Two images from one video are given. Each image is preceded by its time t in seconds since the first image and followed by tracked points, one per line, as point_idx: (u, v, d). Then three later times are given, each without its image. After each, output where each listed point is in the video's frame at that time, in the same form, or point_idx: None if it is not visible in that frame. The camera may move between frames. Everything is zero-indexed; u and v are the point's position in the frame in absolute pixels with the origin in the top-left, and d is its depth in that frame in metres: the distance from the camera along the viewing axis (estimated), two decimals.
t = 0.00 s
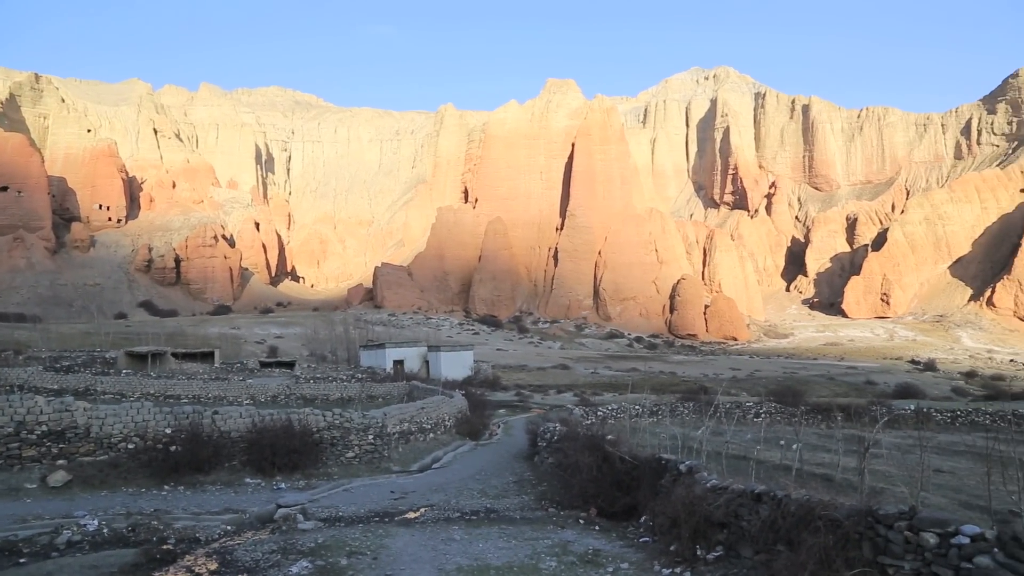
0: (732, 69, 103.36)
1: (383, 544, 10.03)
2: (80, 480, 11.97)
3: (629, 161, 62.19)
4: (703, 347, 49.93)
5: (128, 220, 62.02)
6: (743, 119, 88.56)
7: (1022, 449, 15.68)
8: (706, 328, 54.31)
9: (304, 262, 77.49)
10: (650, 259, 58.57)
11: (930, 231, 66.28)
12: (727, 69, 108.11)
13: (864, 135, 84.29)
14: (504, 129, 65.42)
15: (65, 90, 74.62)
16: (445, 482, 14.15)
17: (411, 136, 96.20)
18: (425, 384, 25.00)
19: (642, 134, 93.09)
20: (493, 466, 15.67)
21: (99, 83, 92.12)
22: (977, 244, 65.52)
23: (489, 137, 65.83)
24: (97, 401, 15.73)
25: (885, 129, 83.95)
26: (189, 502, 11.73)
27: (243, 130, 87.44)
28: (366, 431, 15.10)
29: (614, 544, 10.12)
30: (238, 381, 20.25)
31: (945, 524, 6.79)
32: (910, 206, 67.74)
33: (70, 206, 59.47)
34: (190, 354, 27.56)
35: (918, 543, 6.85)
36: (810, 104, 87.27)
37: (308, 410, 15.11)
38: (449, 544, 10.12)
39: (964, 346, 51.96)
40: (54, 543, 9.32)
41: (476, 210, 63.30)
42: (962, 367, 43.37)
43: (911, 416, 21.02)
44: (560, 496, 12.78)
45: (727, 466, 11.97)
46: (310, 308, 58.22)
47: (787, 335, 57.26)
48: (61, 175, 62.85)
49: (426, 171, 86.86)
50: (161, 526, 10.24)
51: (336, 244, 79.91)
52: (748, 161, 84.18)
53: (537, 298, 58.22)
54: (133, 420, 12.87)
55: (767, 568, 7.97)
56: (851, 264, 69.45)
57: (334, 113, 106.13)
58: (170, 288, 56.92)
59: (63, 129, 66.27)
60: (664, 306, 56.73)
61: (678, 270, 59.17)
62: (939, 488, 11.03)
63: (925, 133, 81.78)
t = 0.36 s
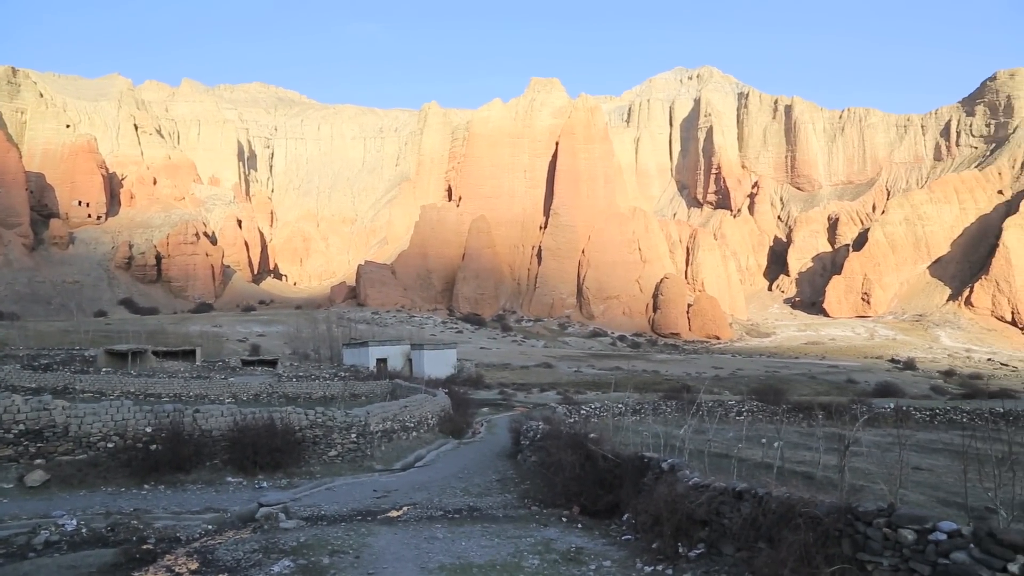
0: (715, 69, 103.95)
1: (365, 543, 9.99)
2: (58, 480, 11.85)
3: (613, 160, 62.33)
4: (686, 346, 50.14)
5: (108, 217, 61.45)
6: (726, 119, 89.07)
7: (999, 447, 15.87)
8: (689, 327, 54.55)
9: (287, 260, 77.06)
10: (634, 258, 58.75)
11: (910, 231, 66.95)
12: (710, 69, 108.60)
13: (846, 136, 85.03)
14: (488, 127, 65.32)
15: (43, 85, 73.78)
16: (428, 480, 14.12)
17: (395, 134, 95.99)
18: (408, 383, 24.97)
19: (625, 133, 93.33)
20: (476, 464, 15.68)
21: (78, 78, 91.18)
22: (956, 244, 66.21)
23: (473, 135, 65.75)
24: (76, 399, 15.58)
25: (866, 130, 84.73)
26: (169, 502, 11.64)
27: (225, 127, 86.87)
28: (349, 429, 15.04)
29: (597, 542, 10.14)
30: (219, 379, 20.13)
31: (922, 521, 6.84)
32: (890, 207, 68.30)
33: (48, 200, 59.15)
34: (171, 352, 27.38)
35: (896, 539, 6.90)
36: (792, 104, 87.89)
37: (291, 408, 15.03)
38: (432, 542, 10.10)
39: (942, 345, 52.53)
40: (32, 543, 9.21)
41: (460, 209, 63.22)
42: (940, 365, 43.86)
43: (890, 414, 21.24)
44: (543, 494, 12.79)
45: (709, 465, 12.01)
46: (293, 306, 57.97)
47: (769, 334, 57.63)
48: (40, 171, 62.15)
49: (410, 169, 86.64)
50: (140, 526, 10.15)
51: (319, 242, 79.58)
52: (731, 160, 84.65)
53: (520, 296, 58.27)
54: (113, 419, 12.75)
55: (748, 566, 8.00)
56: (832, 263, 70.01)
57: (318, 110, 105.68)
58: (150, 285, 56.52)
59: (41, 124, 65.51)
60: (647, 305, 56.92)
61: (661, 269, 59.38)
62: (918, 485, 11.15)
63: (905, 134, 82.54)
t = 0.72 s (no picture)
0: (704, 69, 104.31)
1: (353, 542, 9.96)
2: (42, 480, 11.77)
3: (602, 159, 62.45)
4: (675, 345, 50.27)
5: (94, 214, 61.01)
6: (715, 119, 89.36)
7: (984, 445, 15.99)
8: (678, 326, 54.69)
9: (275, 258, 76.66)
10: (623, 257, 58.86)
11: (896, 231, 67.27)
12: (699, 69, 108.95)
13: (833, 136, 85.49)
14: (477, 126, 65.19)
15: (28, 81, 73.15)
16: (416, 479, 14.09)
17: (384, 132, 95.81)
18: (398, 381, 24.92)
19: (615, 132, 93.44)
20: (464, 463, 15.67)
21: (64, 74, 90.50)
22: (942, 243, 66.65)
23: (462, 134, 65.67)
24: (61, 399, 15.45)
25: (853, 130, 85.24)
26: (156, 501, 11.56)
27: (212, 124, 86.44)
28: (337, 428, 14.98)
29: (585, 540, 10.15)
30: (207, 378, 20.05)
31: (907, 519, 6.88)
32: (877, 207, 68.66)
33: (32, 198, 58.35)
34: (158, 351, 27.23)
35: (881, 536, 6.92)
36: (780, 104, 88.29)
37: (278, 408, 14.96)
38: (420, 541, 10.09)
39: (928, 344, 52.91)
40: (15, 544, 9.12)
41: (449, 207, 63.16)
42: (926, 364, 44.16)
43: (877, 412, 21.37)
44: (532, 493, 12.78)
45: (697, 463, 12.05)
46: (281, 304, 57.80)
47: (757, 333, 57.85)
48: (25, 168, 61.62)
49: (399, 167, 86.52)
50: (126, 526, 10.08)
51: (307, 240, 79.31)
52: (719, 160, 84.93)
53: (510, 295, 58.25)
54: (99, 418, 12.67)
55: (735, 564, 8.04)
56: (820, 263, 70.36)
57: (306, 108, 105.33)
58: (137, 284, 56.25)
59: (26, 121, 64.95)
60: (635, 304, 57.03)
61: (650, 268, 59.55)
62: (903, 482, 11.23)
63: (892, 134, 83.05)
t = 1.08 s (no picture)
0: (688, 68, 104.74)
1: (336, 541, 9.93)
2: (20, 481, 11.65)
3: (587, 158, 62.59)
4: (659, 343, 50.44)
5: (74, 212, 60.36)
6: (698, 118, 89.74)
7: (962, 442, 16.17)
8: (662, 325, 54.89)
9: (258, 256, 76.14)
10: (607, 255, 58.99)
11: (877, 230, 67.86)
12: (683, 69, 109.39)
13: (816, 136, 86.08)
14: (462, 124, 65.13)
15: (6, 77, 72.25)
16: (400, 478, 14.06)
17: (368, 130, 95.55)
18: (382, 380, 24.82)
19: (599, 131, 93.59)
20: (448, 462, 15.65)
21: (43, 71, 89.51)
22: (922, 243, 67.25)
23: (446, 132, 65.56)
24: (41, 399, 15.27)
25: (835, 130, 85.88)
26: (137, 502, 11.47)
27: (194, 121, 85.79)
28: (320, 427, 14.90)
29: (569, 538, 10.16)
30: (189, 377, 19.93)
31: (887, 514, 6.94)
32: (859, 206, 69.17)
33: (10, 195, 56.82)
34: (140, 350, 27.01)
35: (861, 532, 6.98)
36: (763, 104, 88.80)
37: (262, 407, 14.86)
38: (403, 540, 10.07)
39: (909, 342, 53.42)
40: None
41: (433, 205, 63.04)
42: (907, 362, 44.56)
43: (859, 409, 21.55)
44: (516, 491, 12.78)
45: (680, 461, 12.10)
46: (264, 303, 57.48)
47: (740, 332, 58.15)
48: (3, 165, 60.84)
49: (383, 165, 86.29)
50: (107, 527, 9.99)
51: (291, 239, 78.91)
52: (703, 159, 85.27)
53: (494, 293, 58.21)
54: (78, 418, 12.54)
55: (718, 560, 8.07)
56: (802, 262, 70.83)
57: (289, 105, 104.79)
58: (118, 282, 55.91)
59: (4, 117, 64.14)
60: (619, 303, 57.20)
61: (634, 267, 59.76)
62: (884, 479, 11.34)
63: (874, 134, 83.73)
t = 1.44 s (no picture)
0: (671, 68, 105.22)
1: (318, 541, 9.88)
2: None
3: (570, 157, 62.68)
4: (642, 342, 50.62)
5: (51, 209, 59.68)
6: (681, 118, 90.17)
7: (941, 439, 16.33)
8: (644, 323, 55.07)
9: (239, 255, 75.60)
10: (590, 254, 59.12)
11: (858, 230, 68.42)
12: (666, 69, 109.82)
13: (797, 136, 86.71)
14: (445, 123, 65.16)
15: None
16: (383, 478, 14.01)
17: (351, 128, 95.18)
18: (364, 380, 24.70)
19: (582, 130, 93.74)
20: (431, 461, 15.60)
21: (21, 66, 88.44)
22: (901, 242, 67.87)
23: (430, 130, 65.46)
24: (17, 399, 15.08)
25: (817, 131, 86.56)
26: (116, 503, 11.35)
27: (175, 119, 85.11)
28: (302, 427, 14.79)
29: (552, 537, 10.16)
30: (169, 377, 19.77)
31: (865, 510, 6.98)
32: (840, 206, 69.72)
33: None
34: (119, 350, 26.77)
35: (840, 529, 7.02)
36: (746, 105, 89.33)
37: (243, 406, 14.75)
38: (386, 540, 10.03)
39: (888, 341, 53.92)
40: None
41: (416, 204, 62.91)
42: (886, 360, 44.99)
43: (839, 407, 21.73)
44: (499, 490, 12.77)
45: (663, 459, 12.14)
46: (246, 302, 57.15)
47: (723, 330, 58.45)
48: None
49: (366, 163, 85.99)
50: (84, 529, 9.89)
51: (273, 237, 78.43)
52: (686, 159, 85.69)
53: (477, 292, 58.16)
54: (55, 419, 12.40)
55: (699, 558, 8.10)
56: (784, 261, 71.31)
57: (271, 103, 104.21)
58: (97, 281, 55.48)
59: None
60: (602, 301, 57.32)
61: (617, 266, 59.94)
62: (864, 477, 11.43)
63: (854, 135, 84.46)
